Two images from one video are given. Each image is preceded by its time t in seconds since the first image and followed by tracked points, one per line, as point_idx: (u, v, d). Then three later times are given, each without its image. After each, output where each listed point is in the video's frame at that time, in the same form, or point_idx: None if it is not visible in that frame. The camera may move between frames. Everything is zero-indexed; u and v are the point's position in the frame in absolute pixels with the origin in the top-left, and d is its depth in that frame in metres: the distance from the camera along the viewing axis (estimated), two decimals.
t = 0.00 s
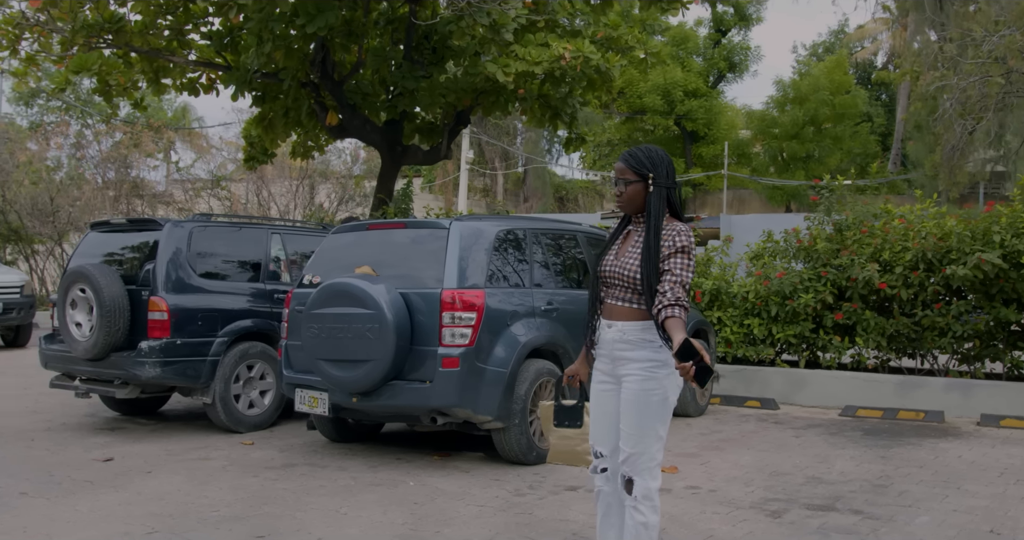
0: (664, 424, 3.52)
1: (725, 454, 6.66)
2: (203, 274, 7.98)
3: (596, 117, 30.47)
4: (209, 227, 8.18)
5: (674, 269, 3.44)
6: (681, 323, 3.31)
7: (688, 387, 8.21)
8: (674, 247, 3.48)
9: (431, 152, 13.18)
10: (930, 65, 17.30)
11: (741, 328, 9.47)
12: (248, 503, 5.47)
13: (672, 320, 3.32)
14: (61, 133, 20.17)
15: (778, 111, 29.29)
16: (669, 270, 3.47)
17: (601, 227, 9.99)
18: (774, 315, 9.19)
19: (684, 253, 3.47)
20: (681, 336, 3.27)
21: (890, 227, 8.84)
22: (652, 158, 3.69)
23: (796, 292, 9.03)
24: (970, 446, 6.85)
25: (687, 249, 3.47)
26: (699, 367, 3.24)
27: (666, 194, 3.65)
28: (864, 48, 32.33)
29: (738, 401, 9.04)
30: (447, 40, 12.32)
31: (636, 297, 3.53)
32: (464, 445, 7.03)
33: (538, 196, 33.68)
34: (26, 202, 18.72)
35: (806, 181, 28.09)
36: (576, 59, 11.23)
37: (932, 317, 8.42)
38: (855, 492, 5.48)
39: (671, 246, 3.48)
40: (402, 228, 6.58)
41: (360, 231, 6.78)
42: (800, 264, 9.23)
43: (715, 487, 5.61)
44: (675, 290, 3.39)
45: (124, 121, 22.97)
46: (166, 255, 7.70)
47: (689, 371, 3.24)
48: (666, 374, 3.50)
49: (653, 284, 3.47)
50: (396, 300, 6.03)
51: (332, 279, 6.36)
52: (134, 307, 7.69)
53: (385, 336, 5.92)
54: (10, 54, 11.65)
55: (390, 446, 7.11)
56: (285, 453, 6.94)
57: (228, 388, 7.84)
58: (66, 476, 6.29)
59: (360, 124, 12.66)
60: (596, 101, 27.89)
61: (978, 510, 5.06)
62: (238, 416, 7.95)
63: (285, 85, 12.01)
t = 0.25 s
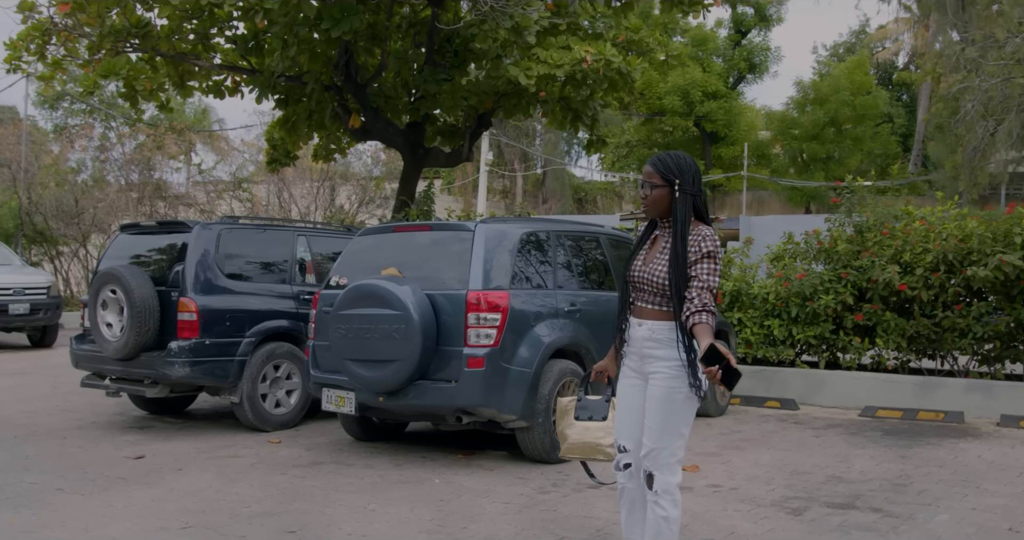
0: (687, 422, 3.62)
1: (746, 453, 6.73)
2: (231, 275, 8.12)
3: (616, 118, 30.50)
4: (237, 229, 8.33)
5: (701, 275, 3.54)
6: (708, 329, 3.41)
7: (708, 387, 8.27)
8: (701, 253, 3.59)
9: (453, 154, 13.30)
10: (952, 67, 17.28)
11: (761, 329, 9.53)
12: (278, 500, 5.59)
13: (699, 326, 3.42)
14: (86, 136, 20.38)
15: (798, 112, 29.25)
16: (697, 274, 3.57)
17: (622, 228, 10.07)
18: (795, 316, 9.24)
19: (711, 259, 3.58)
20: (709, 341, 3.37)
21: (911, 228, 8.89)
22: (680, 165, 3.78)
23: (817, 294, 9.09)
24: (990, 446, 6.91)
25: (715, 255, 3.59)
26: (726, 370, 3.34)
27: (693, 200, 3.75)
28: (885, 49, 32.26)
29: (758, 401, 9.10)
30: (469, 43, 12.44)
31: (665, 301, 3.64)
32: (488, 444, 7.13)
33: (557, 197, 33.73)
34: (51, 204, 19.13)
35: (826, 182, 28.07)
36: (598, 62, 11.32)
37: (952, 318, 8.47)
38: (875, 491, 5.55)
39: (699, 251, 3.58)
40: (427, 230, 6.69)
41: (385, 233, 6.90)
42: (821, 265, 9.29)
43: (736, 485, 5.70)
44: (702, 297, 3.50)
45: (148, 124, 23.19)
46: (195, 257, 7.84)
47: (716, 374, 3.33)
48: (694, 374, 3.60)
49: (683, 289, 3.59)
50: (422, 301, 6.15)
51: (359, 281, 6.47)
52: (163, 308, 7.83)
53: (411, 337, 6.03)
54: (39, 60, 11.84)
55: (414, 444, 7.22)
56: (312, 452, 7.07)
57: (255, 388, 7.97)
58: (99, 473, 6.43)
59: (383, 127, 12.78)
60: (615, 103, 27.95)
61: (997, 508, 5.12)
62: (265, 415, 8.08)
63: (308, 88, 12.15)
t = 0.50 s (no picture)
0: (716, 420, 3.69)
1: (771, 453, 6.79)
2: (262, 277, 8.26)
3: (640, 118, 30.49)
4: (267, 231, 8.47)
5: (729, 284, 3.63)
6: (741, 338, 3.48)
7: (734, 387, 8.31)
8: (726, 260, 3.67)
9: (479, 156, 13.39)
10: (981, 67, 17.18)
11: (786, 329, 9.56)
12: (310, 496, 5.71)
13: (734, 336, 3.50)
14: (116, 139, 20.63)
15: (823, 112, 29.14)
16: (725, 281, 3.65)
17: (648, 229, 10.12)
18: (819, 317, 9.27)
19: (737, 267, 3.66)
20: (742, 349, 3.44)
21: (937, 229, 8.89)
22: (698, 174, 3.86)
23: (842, 294, 9.12)
24: (1015, 447, 6.92)
25: (740, 262, 3.67)
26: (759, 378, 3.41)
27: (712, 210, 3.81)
28: (911, 49, 32.06)
29: (783, 402, 9.14)
30: (495, 45, 12.53)
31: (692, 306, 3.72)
32: (514, 443, 7.22)
33: (582, 199, 33.77)
34: (83, 206, 19.56)
35: (851, 183, 27.95)
36: (623, 64, 11.37)
37: (978, 320, 8.48)
38: (899, 490, 5.59)
39: (723, 259, 3.66)
40: (455, 233, 6.80)
41: (413, 235, 7.01)
42: (847, 266, 9.31)
43: (761, 484, 5.76)
44: (733, 307, 3.58)
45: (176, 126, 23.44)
46: (227, 259, 7.98)
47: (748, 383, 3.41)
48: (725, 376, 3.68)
49: (708, 295, 3.67)
50: (451, 302, 6.25)
51: (387, 282, 6.58)
52: (196, 308, 7.97)
53: (440, 337, 6.14)
54: (71, 64, 12.03)
55: (442, 443, 7.33)
56: (342, 450, 7.19)
57: (285, 387, 8.10)
58: (134, 469, 6.57)
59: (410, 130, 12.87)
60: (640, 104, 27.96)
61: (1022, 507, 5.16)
62: (295, 414, 8.20)
63: (336, 91, 12.29)
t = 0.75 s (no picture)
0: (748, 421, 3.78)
1: (799, 453, 6.83)
2: (295, 278, 8.39)
3: (667, 118, 30.44)
4: (300, 233, 8.60)
5: (758, 287, 3.68)
6: (775, 346, 3.57)
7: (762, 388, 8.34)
8: (756, 263, 3.72)
9: (508, 157, 13.46)
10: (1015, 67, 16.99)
11: (814, 330, 9.57)
12: (342, 493, 5.82)
13: (768, 343, 3.59)
14: (150, 141, 20.89)
15: (853, 112, 28.96)
16: (754, 284, 3.70)
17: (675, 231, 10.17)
18: (848, 318, 9.28)
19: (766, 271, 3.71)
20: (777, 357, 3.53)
21: (967, 230, 8.86)
22: (726, 177, 3.91)
23: (870, 296, 9.13)
24: None
25: (768, 265, 3.73)
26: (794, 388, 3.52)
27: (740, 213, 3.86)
28: (943, 47, 31.76)
29: (811, 402, 9.15)
30: (523, 48, 12.61)
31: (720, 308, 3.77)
32: (544, 442, 7.30)
33: (610, 199, 33.79)
34: (118, 208, 20.03)
35: (881, 183, 27.75)
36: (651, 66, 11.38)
37: (1009, 321, 8.46)
38: (927, 491, 5.62)
39: (753, 262, 3.71)
40: (485, 234, 6.88)
41: (443, 237, 7.10)
42: (875, 267, 9.32)
43: (788, 484, 5.81)
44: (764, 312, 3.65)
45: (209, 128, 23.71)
46: (260, 260, 8.11)
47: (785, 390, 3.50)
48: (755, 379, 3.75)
49: (737, 298, 3.73)
50: (481, 303, 6.34)
51: (418, 283, 6.67)
52: (230, 309, 8.11)
53: (469, 337, 6.23)
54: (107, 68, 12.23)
55: (472, 442, 7.42)
56: (373, 448, 7.30)
57: (318, 385, 8.23)
58: (171, 466, 6.72)
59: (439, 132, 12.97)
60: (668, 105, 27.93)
61: None
62: (327, 413, 8.33)
63: (365, 94, 12.42)
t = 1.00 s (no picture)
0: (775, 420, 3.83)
1: (828, 453, 6.84)
2: (327, 278, 8.50)
3: (697, 118, 30.38)
4: (332, 233, 8.71)
5: (785, 289, 3.72)
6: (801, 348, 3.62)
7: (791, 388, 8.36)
8: (782, 264, 3.76)
9: (537, 158, 13.52)
10: None
11: (843, 330, 9.57)
12: (373, 491, 5.91)
13: (795, 344, 3.64)
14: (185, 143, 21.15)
15: (883, 111, 28.77)
16: (781, 285, 3.74)
17: (703, 231, 10.19)
18: (877, 318, 9.26)
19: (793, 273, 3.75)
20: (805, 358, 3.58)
21: (998, 230, 8.81)
22: (753, 178, 3.94)
23: (900, 296, 9.11)
24: None
25: (795, 267, 3.77)
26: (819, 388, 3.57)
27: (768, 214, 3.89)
28: (976, 45, 31.44)
29: (840, 402, 9.15)
30: (552, 49, 12.68)
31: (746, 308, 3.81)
32: (573, 442, 7.36)
33: (639, 199, 33.76)
34: (153, 210, 20.24)
35: (913, 182, 27.53)
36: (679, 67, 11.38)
37: None
38: (956, 492, 5.63)
39: (780, 264, 3.75)
40: (514, 235, 6.95)
41: (473, 237, 7.18)
42: (906, 267, 9.29)
43: (816, 484, 5.83)
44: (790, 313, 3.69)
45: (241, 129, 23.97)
46: (293, 260, 8.23)
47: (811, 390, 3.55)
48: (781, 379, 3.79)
49: (764, 299, 3.77)
50: (510, 303, 6.40)
51: (448, 283, 6.75)
52: (263, 309, 8.23)
53: (498, 337, 6.30)
54: (143, 72, 12.47)
55: (502, 441, 7.50)
56: (404, 447, 7.39)
57: (349, 384, 8.34)
58: (206, 463, 6.84)
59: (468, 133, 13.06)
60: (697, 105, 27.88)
61: None
62: (359, 411, 8.44)
63: (396, 96, 12.54)
